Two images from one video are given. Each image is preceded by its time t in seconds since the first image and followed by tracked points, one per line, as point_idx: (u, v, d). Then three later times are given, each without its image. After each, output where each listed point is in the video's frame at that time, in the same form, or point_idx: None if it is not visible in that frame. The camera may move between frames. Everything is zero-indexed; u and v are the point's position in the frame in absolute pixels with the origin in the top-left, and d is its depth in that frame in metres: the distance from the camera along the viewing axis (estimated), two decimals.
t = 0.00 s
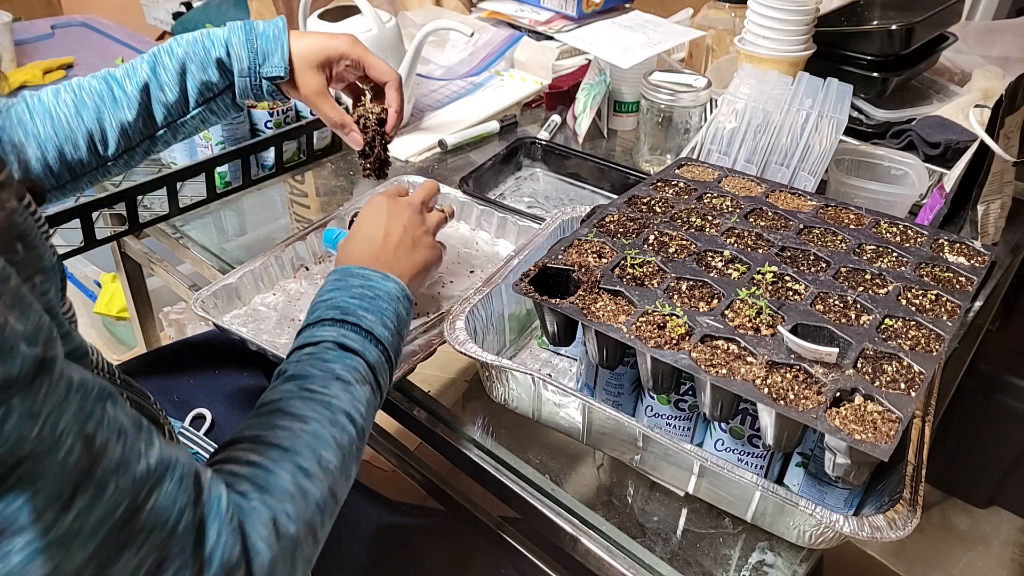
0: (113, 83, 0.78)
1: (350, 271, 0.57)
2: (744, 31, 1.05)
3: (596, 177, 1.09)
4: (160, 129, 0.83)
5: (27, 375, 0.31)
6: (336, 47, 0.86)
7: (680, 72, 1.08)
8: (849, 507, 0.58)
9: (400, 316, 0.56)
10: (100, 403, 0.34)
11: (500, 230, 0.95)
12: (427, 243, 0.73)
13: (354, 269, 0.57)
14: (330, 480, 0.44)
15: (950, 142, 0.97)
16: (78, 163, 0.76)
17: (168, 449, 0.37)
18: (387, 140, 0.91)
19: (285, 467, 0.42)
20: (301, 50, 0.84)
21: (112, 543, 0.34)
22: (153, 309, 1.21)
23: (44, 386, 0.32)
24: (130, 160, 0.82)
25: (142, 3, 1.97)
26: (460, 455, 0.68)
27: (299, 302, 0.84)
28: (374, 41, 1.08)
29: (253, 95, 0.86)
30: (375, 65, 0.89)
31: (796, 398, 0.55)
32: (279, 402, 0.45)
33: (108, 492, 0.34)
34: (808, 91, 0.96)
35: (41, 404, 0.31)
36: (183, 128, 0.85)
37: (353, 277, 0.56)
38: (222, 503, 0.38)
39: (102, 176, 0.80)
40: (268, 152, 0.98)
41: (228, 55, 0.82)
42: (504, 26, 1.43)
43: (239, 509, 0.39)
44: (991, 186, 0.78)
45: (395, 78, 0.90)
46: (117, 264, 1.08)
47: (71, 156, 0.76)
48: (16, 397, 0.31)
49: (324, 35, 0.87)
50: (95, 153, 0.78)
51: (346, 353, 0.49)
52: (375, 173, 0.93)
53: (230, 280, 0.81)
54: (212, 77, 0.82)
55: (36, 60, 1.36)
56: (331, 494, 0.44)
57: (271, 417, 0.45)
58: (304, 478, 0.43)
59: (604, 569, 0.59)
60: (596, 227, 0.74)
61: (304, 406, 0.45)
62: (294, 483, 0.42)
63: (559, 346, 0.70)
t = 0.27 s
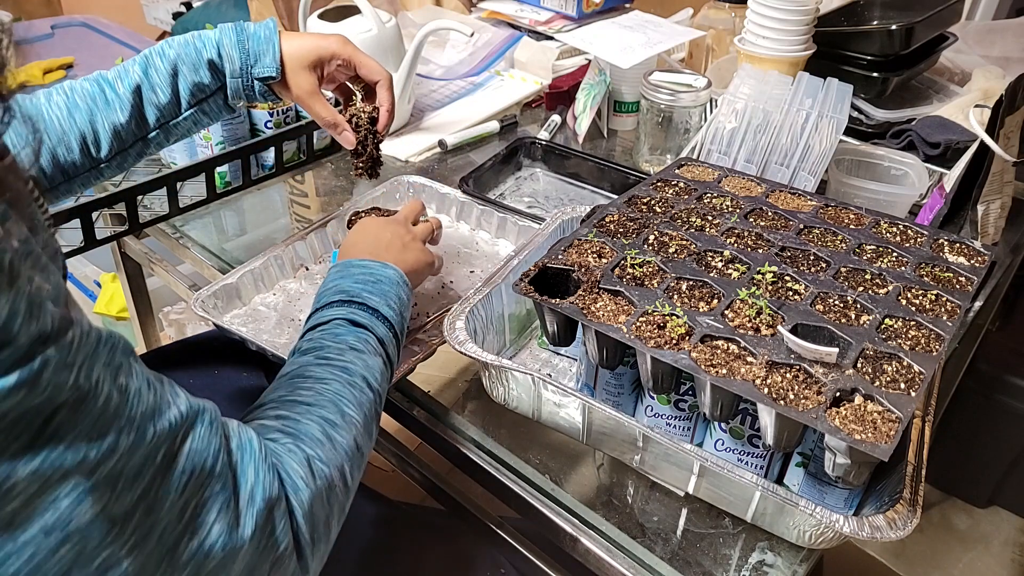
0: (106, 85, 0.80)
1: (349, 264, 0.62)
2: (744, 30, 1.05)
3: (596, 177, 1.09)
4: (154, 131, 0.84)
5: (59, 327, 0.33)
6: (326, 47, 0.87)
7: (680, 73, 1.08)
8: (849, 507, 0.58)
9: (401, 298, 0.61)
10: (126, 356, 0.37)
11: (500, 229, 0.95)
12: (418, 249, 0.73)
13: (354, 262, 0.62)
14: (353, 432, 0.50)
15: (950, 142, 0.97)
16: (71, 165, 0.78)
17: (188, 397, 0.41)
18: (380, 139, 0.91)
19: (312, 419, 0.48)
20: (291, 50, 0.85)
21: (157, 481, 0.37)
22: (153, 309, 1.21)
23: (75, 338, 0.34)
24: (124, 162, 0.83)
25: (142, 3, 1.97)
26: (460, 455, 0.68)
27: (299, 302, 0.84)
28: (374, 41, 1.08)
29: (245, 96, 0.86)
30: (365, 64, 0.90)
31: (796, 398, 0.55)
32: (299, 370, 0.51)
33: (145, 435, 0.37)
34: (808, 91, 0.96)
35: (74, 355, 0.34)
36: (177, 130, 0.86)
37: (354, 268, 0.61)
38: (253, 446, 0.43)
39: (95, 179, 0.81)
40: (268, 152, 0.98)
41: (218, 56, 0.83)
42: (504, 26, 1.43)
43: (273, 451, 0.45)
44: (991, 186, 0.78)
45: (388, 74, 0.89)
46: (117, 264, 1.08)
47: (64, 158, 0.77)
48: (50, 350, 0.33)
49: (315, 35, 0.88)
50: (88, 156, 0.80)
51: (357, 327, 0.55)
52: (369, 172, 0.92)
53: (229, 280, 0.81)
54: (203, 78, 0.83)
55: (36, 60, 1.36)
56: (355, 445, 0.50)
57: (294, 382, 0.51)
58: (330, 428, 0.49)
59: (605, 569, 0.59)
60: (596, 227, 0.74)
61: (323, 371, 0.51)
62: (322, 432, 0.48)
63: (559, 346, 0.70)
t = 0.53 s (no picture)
0: (106, 89, 0.80)
1: (352, 280, 0.63)
2: (744, 30, 1.05)
3: (597, 177, 1.09)
4: (154, 134, 0.83)
5: (49, 326, 0.33)
6: (326, 50, 0.88)
7: (680, 72, 1.08)
8: (849, 507, 0.58)
9: (404, 314, 0.61)
10: (116, 361, 0.37)
11: (500, 229, 0.95)
12: (420, 249, 0.74)
13: (357, 279, 0.63)
14: (351, 445, 0.50)
15: (950, 141, 0.97)
16: (71, 168, 0.77)
17: (178, 402, 0.40)
18: (381, 141, 0.91)
19: (309, 429, 0.49)
20: (290, 53, 0.86)
21: (145, 487, 0.37)
22: (153, 309, 1.21)
23: (65, 339, 0.34)
24: (124, 166, 0.83)
25: (142, 3, 1.97)
26: (460, 455, 0.68)
27: (299, 301, 0.84)
28: (374, 41, 1.08)
29: (245, 99, 0.87)
30: (365, 67, 0.90)
31: (796, 398, 0.55)
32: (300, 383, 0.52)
33: (134, 438, 0.36)
34: (808, 91, 0.96)
35: (63, 356, 0.33)
36: (177, 133, 0.85)
37: (356, 285, 0.62)
38: (246, 452, 0.43)
39: (95, 182, 0.81)
40: (268, 152, 0.98)
41: (219, 59, 0.83)
42: (504, 26, 1.43)
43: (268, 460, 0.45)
44: (991, 186, 0.78)
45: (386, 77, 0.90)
46: (117, 264, 1.08)
47: (65, 162, 0.77)
48: (40, 349, 0.32)
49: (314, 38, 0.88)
50: (88, 159, 0.79)
51: (359, 342, 0.55)
52: (369, 174, 0.93)
53: (229, 279, 0.81)
54: (204, 82, 0.84)
55: (36, 60, 1.36)
56: (353, 458, 0.50)
57: (293, 396, 0.51)
58: (327, 439, 0.49)
59: (605, 569, 0.59)
60: (596, 228, 0.74)
61: (323, 383, 0.52)
62: (318, 443, 0.48)
63: (559, 346, 0.70)
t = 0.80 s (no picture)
0: (109, 90, 0.79)
1: (372, 277, 0.62)
2: (744, 30, 1.05)
3: (596, 177, 1.09)
4: (155, 136, 0.83)
5: (55, 307, 0.32)
6: (328, 52, 0.88)
7: (680, 72, 1.08)
8: (849, 507, 0.58)
9: (426, 305, 0.61)
10: (128, 341, 0.36)
11: (500, 229, 0.95)
12: (431, 239, 0.73)
13: (376, 273, 0.63)
14: (374, 427, 0.49)
15: (950, 142, 0.97)
16: (73, 168, 0.77)
17: (197, 381, 0.40)
18: (381, 144, 0.94)
19: (333, 410, 0.48)
20: (294, 55, 0.86)
21: (165, 465, 0.36)
22: (153, 309, 1.21)
23: (76, 320, 0.33)
24: (126, 166, 0.82)
25: (142, 4, 1.97)
26: (460, 455, 0.68)
27: (298, 301, 0.84)
28: (374, 40, 1.08)
29: (248, 101, 0.86)
30: (368, 70, 0.92)
31: (796, 398, 0.55)
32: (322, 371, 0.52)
33: (149, 418, 0.36)
34: (808, 91, 0.96)
35: (73, 337, 0.33)
36: (179, 134, 0.85)
37: (377, 279, 0.62)
38: (266, 429, 0.43)
39: (96, 183, 0.80)
40: (267, 152, 0.98)
41: (223, 61, 0.82)
42: (504, 26, 1.43)
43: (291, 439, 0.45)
44: (991, 186, 0.78)
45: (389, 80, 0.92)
46: (117, 264, 1.08)
47: (66, 162, 0.76)
48: (49, 332, 0.32)
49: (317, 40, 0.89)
50: (90, 160, 0.78)
51: (381, 331, 0.55)
52: (370, 176, 0.95)
53: (229, 279, 0.81)
54: (207, 83, 0.83)
55: (36, 60, 1.36)
56: (377, 441, 0.50)
57: (316, 383, 0.51)
58: (351, 419, 0.48)
59: (605, 568, 0.59)
60: (596, 228, 0.74)
61: (346, 368, 0.51)
62: (342, 424, 0.48)
63: (559, 346, 0.70)
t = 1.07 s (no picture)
0: (111, 90, 0.79)
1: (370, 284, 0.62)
2: (744, 30, 1.05)
3: (596, 177, 1.09)
4: (157, 136, 0.83)
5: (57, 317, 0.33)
6: (330, 54, 0.88)
7: (680, 72, 1.08)
8: (849, 507, 0.58)
9: (424, 315, 0.61)
10: (126, 352, 0.37)
11: (500, 229, 0.95)
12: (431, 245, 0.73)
13: (375, 281, 0.63)
14: (368, 439, 0.49)
15: (950, 142, 0.97)
16: (74, 167, 0.77)
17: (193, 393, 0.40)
18: (383, 146, 0.92)
19: (327, 422, 0.48)
20: (296, 56, 0.86)
21: (159, 476, 0.36)
22: (153, 309, 1.21)
23: (74, 330, 0.33)
24: (128, 166, 0.83)
25: (142, 3, 1.97)
26: (460, 454, 0.68)
27: (299, 301, 0.84)
28: (374, 41, 1.08)
29: (250, 102, 0.86)
30: (370, 71, 0.91)
31: (796, 398, 0.55)
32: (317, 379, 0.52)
33: (145, 429, 0.36)
34: (808, 91, 0.96)
35: (72, 346, 0.33)
36: (181, 135, 0.85)
37: (375, 286, 0.62)
38: (259, 441, 0.43)
39: (98, 183, 0.81)
40: (268, 152, 0.98)
41: (225, 61, 0.83)
42: (504, 26, 1.43)
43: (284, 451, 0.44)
44: (991, 186, 0.78)
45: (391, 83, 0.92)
46: (117, 264, 1.08)
47: (68, 161, 0.77)
48: (47, 342, 0.32)
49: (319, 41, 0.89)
50: (92, 160, 0.79)
51: (379, 339, 0.55)
52: (371, 178, 0.94)
53: (229, 279, 0.81)
54: (209, 84, 0.83)
55: (36, 60, 1.36)
56: (371, 452, 0.49)
57: (311, 392, 0.51)
58: (345, 431, 0.48)
59: (605, 569, 0.59)
60: (596, 227, 0.74)
61: (341, 377, 0.51)
62: (336, 436, 0.48)
63: (559, 346, 0.70)
